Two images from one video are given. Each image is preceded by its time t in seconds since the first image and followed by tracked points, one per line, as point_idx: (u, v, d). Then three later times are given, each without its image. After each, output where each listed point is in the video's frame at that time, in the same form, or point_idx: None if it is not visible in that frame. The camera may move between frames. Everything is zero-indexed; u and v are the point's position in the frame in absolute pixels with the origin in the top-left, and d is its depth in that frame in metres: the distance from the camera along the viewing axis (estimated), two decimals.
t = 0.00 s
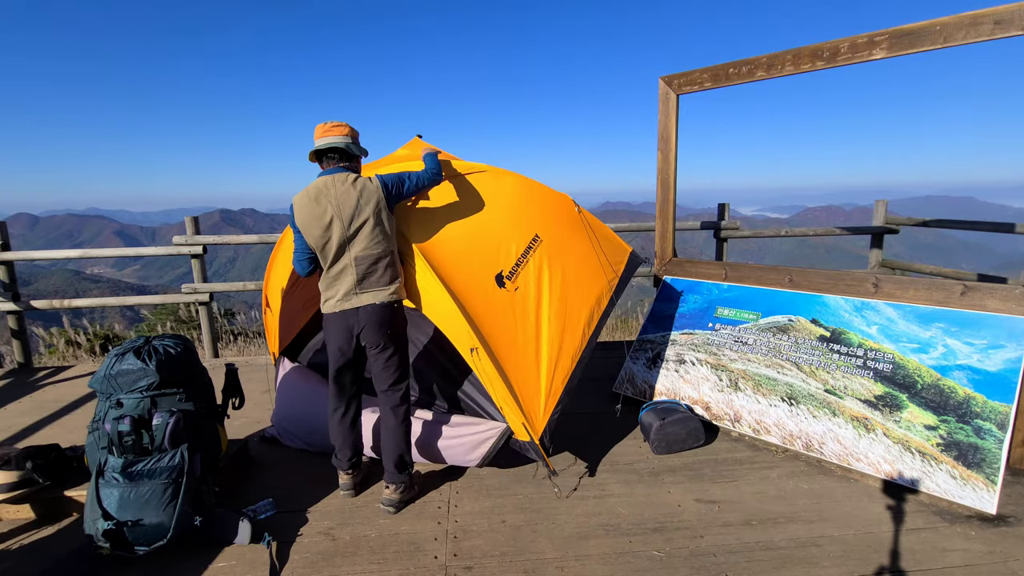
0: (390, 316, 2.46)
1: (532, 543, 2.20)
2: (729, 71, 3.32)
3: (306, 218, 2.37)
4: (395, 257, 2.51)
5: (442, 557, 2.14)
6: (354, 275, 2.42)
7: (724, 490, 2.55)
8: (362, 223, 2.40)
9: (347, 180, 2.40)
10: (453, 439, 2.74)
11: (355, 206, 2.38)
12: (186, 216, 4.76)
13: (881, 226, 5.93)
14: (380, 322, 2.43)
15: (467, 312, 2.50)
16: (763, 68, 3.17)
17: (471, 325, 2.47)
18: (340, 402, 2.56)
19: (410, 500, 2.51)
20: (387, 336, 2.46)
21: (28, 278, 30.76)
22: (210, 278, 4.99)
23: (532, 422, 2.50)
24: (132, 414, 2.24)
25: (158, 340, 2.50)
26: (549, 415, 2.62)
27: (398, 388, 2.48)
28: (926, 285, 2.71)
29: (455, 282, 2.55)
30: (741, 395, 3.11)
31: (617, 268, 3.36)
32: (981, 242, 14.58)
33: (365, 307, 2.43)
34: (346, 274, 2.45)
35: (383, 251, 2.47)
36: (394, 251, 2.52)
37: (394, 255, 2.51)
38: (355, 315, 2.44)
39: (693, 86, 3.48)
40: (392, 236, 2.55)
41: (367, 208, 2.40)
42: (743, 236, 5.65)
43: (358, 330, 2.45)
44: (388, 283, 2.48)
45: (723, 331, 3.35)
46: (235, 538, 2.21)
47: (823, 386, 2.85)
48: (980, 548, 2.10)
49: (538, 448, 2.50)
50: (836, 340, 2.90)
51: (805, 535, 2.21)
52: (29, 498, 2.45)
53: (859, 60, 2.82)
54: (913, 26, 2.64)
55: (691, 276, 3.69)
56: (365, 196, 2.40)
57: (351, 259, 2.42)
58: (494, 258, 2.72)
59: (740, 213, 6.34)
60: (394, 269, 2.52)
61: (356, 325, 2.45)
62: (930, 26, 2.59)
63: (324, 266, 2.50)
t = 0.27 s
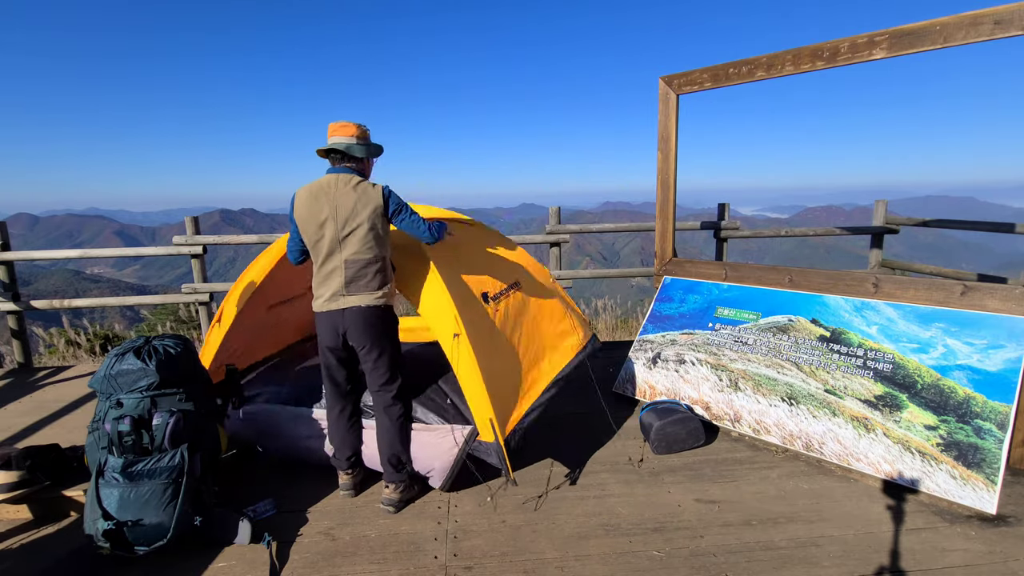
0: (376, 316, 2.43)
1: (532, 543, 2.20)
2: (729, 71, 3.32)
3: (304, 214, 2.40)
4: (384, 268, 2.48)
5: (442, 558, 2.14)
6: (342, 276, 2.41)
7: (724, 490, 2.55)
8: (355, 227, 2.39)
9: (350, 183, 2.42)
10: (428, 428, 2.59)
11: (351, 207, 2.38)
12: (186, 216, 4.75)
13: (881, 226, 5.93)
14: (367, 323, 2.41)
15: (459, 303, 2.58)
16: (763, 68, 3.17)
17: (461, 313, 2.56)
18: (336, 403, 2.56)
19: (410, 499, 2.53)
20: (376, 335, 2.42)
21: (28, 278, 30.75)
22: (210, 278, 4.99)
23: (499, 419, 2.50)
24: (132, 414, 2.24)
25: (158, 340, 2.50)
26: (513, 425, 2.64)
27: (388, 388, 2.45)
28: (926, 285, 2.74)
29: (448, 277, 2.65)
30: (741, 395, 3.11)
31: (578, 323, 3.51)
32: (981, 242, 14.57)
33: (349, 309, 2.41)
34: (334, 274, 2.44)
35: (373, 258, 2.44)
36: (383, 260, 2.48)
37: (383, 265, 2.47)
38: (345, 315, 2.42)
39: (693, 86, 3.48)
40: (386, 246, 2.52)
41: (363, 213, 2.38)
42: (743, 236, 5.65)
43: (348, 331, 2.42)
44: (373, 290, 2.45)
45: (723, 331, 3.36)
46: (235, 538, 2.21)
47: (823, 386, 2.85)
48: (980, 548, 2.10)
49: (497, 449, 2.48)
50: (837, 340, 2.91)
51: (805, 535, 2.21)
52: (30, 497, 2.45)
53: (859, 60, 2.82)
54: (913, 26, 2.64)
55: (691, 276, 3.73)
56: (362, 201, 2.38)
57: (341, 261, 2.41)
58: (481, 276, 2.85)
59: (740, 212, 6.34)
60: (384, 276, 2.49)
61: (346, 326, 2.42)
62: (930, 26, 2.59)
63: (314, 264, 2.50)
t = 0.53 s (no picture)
0: (370, 320, 2.41)
1: (532, 543, 2.20)
2: (729, 71, 3.32)
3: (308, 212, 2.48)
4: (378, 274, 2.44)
5: (442, 558, 2.14)
6: (335, 277, 2.42)
7: (724, 490, 2.55)
8: (352, 229, 2.38)
9: (355, 186, 2.43)
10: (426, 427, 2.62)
11: (349, 209, 2.38)
12: (186, 216, 4.75)
13: (881, 227, 5.92)
14: (362, 327, 2.39)
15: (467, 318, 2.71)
16: (763, 68, 3.17)
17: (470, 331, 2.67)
18: (335, 403, 2.57)
19: (415, 496, 2.54)
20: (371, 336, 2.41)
21: (28, 278, 30.74)
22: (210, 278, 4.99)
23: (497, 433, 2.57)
24: (132, 414, 2.24)
25: (158, 340, 2.50)
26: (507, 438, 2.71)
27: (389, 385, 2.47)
28: (926, 285, 2.74)
29: (457, 294, 2.79)
30: (741, 395, 3.11)
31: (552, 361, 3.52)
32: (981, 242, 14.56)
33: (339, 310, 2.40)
34: (329, 275, 2.44)
35: (367, 263, 2.42)
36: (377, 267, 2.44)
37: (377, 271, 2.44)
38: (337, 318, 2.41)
39: (693, 86, 3.48)
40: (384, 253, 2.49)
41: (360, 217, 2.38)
42: (743, 236, 5.64)
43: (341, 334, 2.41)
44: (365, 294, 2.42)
45: (723, 331, 3.36)
46: (235, 537, 2.22)
47: (824, 386, 2.84)
48: (980, 548, 2.10)
49: (495, 460, 2.54)
50: (837, 340, 2.91)
51: (805, 535, 2.21)
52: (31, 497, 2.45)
53: (859, 60, 2.82)
54: (913, 26, 2.65)
55: (691, 276, 3.73)
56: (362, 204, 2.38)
57: (335, 262, 2.41)
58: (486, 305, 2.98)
59: (740, 212, 6.34)
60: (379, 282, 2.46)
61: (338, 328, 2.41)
62: (930, 26, 2.59)
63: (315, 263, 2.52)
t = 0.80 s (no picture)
0: (376, 325, 2.39)
1: (532, 543, 2.20)
2: (729, 71, 3.32)
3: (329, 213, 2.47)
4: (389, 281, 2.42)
5: (442, 558, 2.14)
6: (346, 278, 2.40)
7: (724, 490, 2.55)
8: (368, 233, 2.37)
9: (376, 190, 2.42)
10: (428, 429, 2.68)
11: (367, 213, 2.38)
12: (186, 216, 4.75)
13: (881, 227, 5.92)
14: (369, 330, 2.38)
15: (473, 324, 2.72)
16: (763, 68, 3.17)
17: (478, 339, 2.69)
18: (340, 403, 2.55)
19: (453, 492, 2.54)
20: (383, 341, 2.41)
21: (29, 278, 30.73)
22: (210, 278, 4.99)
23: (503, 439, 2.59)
24: (132, 414, 2.24)
25: (158, 340, 2.50)
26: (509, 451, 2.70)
27: (403, 387, 2.46)
28: (926, 285, 2.74)
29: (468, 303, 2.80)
30: (741, 395, 3.11)
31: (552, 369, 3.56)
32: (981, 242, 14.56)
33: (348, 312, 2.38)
34: (340, 276, 2.42)
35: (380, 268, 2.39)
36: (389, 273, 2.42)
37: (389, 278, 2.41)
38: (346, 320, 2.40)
39: (693, 86, 3.48)
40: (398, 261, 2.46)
41: (377, 222, 2.37)
42: (743, 236, 5.64)
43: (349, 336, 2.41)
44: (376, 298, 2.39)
45: (723, 331, 3.36)
46: (235, 537, 2.22)
47: (824, 386, 2.85)
48: (980, 548, 2.10)
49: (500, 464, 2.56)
50: (836, 340, 2.91)
51: (805, 535, 2.21)
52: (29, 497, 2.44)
53: (859, 60, 2.82)
54: (913, 26, 2.65)
55: (691, 276, 3.73)
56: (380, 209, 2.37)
57: (347, 263, 2.40)
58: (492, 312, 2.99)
59: (740, 212, 6.34)
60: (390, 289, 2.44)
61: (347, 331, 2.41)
62: (930, 26, 2.59)
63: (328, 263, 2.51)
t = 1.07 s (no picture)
0: (405, 327, 2.36)
1: (532, 543, 2.20)
2: (729, 71, 3.32)
3: (372, 213, 2.49)
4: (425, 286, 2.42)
5: (442, 558, 2.14)
6: (382, 279, 2.39)
7: (724, 490, 2.55)
8: (411, 237, 2.39)
9: (423, 196, 2.47)
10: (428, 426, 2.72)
11: (412, 217, 2.41)
12: (186, 216, 4.75)
13: (881, 227, 5.93)
14: (399, 333, 2.34)
15: (480, 309, 2.82)
16: (763, 68, 3.17)
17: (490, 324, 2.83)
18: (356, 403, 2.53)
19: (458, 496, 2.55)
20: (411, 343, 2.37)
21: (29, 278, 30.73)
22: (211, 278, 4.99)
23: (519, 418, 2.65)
24: (132, 414, 2.24)
25: (158, 340, 2.50)
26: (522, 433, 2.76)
27: (427, 392, 2.44)
28: (926, 285, 2.74)
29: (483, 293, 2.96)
30: (741, 395, 3.11)
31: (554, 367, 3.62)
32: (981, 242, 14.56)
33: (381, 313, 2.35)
34: (376, 276, 2.41)
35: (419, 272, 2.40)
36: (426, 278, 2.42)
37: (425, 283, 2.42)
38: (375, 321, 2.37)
39: (693, 86, 3.48)
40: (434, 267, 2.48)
41: (422, 227, 2.40)
42: (743, 236, 5.64)
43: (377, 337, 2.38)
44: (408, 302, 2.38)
45: (723, 331, 3.36)
46: (235, 537, 2.22)
47: (823, 386, 2.85)
48: (980, 548, 2.10)
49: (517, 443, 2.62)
50: (836, 340, 2.91)
51: (805, 535, 2.21)
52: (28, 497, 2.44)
53: (859, 60, 2.82)
54: (913, 26, 2.65)
55: (691, 276, 3.73)
56: (425, 215, 2.41)
57: (384, 262, 2.40)
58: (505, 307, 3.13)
59: (740, 212, 6.33)
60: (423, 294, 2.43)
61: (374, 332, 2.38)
62: (930, 26, 2.59)
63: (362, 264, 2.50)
